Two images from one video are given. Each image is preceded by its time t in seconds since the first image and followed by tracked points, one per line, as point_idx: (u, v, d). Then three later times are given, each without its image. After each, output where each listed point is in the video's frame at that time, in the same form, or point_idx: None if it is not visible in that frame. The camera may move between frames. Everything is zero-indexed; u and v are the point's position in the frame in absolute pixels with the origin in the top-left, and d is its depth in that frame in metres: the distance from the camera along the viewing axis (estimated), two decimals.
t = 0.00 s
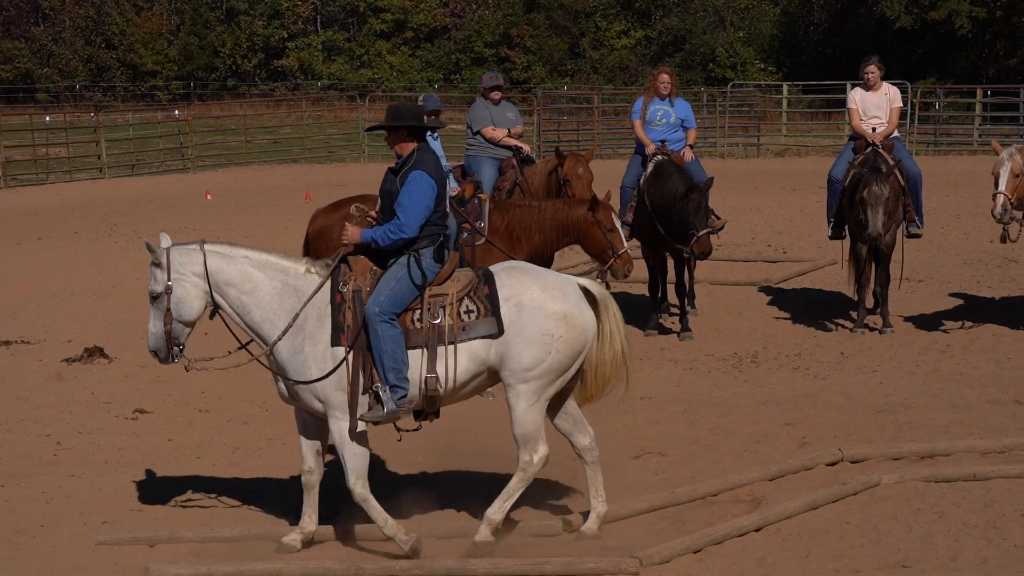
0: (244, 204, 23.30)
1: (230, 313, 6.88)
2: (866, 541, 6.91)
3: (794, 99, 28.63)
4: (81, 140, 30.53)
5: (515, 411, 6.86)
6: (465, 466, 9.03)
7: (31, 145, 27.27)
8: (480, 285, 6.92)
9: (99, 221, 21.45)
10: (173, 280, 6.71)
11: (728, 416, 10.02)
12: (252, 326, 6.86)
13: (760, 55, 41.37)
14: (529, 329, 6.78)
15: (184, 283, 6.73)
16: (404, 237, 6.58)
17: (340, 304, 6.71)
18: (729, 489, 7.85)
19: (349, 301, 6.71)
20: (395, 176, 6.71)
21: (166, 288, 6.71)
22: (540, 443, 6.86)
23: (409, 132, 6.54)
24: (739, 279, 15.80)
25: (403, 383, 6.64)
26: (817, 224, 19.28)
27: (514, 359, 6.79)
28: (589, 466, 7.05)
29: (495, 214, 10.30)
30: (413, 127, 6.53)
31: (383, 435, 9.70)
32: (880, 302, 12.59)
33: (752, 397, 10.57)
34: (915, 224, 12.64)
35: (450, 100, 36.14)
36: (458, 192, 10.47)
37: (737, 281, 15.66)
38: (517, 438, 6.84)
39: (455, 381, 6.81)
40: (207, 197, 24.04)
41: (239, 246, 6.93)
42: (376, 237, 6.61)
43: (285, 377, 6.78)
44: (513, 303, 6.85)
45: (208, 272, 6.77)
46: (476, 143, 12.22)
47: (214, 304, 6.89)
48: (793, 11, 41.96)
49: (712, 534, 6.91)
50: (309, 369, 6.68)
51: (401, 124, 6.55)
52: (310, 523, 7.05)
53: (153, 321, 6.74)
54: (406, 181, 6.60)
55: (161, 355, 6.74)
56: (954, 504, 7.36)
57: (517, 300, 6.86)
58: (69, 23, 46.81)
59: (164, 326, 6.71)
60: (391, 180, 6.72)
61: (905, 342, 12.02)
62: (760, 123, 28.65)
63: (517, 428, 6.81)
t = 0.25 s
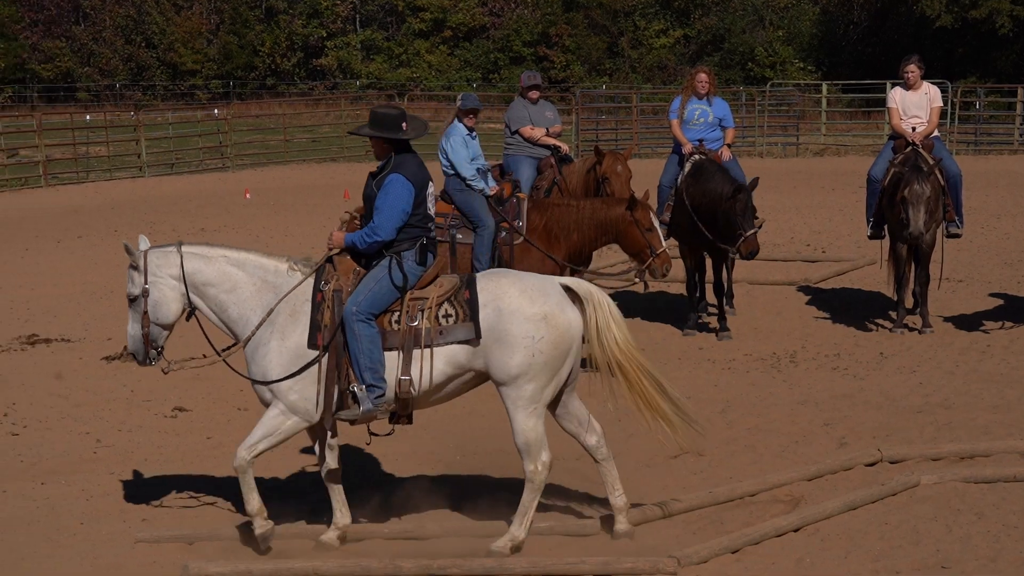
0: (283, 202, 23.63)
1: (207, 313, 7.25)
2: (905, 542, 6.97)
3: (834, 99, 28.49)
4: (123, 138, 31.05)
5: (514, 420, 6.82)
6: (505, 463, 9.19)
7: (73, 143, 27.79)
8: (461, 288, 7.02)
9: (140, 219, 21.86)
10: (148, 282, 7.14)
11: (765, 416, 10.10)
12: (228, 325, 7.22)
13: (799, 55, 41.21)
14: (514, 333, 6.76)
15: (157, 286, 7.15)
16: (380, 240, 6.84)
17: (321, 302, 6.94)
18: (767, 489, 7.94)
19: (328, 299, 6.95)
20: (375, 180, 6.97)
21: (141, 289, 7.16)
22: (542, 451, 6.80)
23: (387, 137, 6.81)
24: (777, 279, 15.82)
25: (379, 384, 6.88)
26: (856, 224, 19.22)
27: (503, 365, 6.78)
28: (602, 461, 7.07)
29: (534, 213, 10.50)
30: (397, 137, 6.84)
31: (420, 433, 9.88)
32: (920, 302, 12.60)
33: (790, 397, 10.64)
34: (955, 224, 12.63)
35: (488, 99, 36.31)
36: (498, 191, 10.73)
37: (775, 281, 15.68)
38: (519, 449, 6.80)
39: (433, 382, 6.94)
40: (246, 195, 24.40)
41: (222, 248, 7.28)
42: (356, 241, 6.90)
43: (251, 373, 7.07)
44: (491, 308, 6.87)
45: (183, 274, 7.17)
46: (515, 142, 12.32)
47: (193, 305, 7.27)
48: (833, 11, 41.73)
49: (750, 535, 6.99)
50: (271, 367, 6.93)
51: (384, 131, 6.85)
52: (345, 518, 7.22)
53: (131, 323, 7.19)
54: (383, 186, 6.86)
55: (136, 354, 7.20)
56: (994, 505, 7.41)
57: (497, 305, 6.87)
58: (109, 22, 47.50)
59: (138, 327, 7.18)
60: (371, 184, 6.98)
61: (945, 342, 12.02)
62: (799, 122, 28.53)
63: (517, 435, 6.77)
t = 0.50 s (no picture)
0: (321, 202, 23.90)
1: (191, 309, 7.30)
2: (945, 545, 7.05)
3: (876, 99, 28.33)
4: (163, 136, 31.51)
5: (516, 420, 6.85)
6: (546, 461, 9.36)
7: (114, 143, 28.17)
8: (438, 286, 7.06)
9: (181, 218, 22.22)
10: (138, 275, 7.20)
11: (804, 416, 10.18)
12: (210, 322, 7.27)
13: (840, 54, 40.96)
14: (496, 333, 6.77)
15: (148, 279, 7.20)
16: (353, 235, 6.92)
17: (298, 305, 7.03)
18: (806, 490, 8.06)
19: (305, 302, 7.02)
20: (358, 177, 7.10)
21: (131, 280, 7.19)
22: (551, 444, 6.82)
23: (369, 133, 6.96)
24: (816, 279, 15.84)
25: (353, 385, 6.93)
26: (895, 225, 19.14)
27: (488, 365, 6.80)
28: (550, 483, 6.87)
29: (573, 212, 10.64)
30: (380, 136, 6.95)
31: (459, 432, 10.04)
32: (961, 303, 12.60)
33: (829, 398, 10.70)
34: (997, 224, 12.60)
35: (526, 98, 36.43)
36: (537, 190, 10.72)
37: (815, 281, 15.70)
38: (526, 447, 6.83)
39: (409, 384, 6.99)
40: (286, 195, 24.70)
41: (209, 247, 7.38)
42: (332, 233, 6.99)
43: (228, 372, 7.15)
44: (470, 306, 6.89)
45: (172, 270, 7.23)
46: (554, 142, 12.51)
47: (179, 301, 7.34)
48: (874, 9, 41.34)
49: (789, 535, 7.11)
50: (251, 368, 7.02)
51: (368, 130, 6.98)
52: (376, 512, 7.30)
53: (117, 313, 7.23)
54: (361, 180, 6.99)
55: (121, 346, 7.21)
56: None
57: (475, 304, 6.89)
58: (149, 22, 47.99)
59: (125, 318, 7.20)
60: (354, 181, 7.11)
61: (985, 343, 12.03)
62: (839, 122, 28.38)
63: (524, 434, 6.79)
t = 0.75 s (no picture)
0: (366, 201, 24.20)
1: (177, 306, 7.50)
2: (991, 547, 7.16)
3: (922, 99, 28.15)
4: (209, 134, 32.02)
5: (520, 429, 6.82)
6: (591, 459, 9.55)
7: (160, 142, 28.60)
8: (422, 290, 7.11)
9: (226, 217, 22.59)
10: (119, 276, 7.40)
11: (848, 417, 10.27)
12: (196, 318, 7.46)
13: (885, 53, 40.69)
14: (481, 342, 6.76)
15: (131, 279, 7.41)
16: (335, 233, 6.99)
17: (279, 300, 7.13)
18: (851, 491, 8.17)
19: (286, 297, 7.12)
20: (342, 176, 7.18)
21: (113, 282, 7.41)
22: (557, 444, 6.79)
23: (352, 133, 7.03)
24: (860, 279, 15.86)
25: (333, 380, 7.01)
26: (940, 225, 19.06)
27: (477, 375, 6.79)
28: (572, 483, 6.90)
29: (616, 213, 10.81)
30: (363, 135, 7.01)
31: (503, 432, 10.22)
32: (1008, 304, 12.61)
33: (873, 398, 10.78)
34: None
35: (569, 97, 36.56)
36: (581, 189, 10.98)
37: (859, 281, 15.73)
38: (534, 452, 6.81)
39: (390, 384, 7.03)
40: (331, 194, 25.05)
41: (190, 242, 7.55)
42: (316, 232, 7.08)
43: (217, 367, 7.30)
44: (452, 316, 6.90)
45: (154, 269, 7.42)
46: (598, 141, 12.60)
47: (164, 298, 7.53)
48: (920, 7, 40.92)
49: (834, 536, 7.22)
50: (236, 362, 7.16)
51: (353, 130, 7.04)
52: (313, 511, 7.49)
53: (104, 316, 7.44)
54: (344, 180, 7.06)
55: (109, 347, 7.44)
56: None
57: (457, 314, 6.89)
58: (194, 21, 48.59)
59: (111, 320, 7.41)
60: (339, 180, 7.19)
61: None
62: (884, 122, 28.21)
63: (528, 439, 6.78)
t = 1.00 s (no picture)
0: (414, 200, 24.53)
1: (172, 300, 7.74)
2: None
3: (974, 99, 27.95)
4: (259, 134, 32.54)
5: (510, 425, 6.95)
6: (643, 457, 9.76)
7: (211, 141, 29.11)
8: (412, 291, 7.28)
9: (277, 217, 23.04)
10: (116, 269, 7.67)
11: (896, 418, 10.39)
12: (190, 312, 7.70)
13: (936, 52, 40.37)
14: (466, 341, 6.93)
15: (126, 273, 7.68)
16: (330, 233, 7.06)
17: (271, 296, 7.33)
18: (900, 492, 8.31)
19: (279, 293, 7.32)
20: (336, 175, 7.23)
21: (110, 276, 7.68)
22: (548, 436, 6.89)
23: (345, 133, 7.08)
24: (908, 279, 15.89)
25: (323, 379, 7.16)
26: (990, 226, 18.99)
27: (464, 373, 6.96)
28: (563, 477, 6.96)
29: (665, 212, 10.99)
30: (355, 134, 7.06)
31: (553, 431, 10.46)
32: None
33: (921, 400, 10.89)
34: None
35: (617, 97, 36.69)
36: (629, 189, 11.12)
37: (908, 282, 15.76)
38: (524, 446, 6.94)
39: (381, 383, 7.21)
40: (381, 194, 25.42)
41: (186, 238, 7.80)
42: (312, 231, 7.14)
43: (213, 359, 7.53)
44: (438, 317, 7.08)
45: (148, 263, 7.68)
46: (646, 140, 12.74)
47: (160, 293, 7.78)
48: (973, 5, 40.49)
49: (883, 538, 7.37)
50: (231, 356, 7.37)
51: (346, 129, 7.08)
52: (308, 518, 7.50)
53: (103, 308, 7.70)
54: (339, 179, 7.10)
55: (107, 338, 7.70)
56: None
57: (442, 315, 7.06)
58: (245, 21, 49.26)
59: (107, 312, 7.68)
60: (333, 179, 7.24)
61: None
62: (935, 122, 28.03)
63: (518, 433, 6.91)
